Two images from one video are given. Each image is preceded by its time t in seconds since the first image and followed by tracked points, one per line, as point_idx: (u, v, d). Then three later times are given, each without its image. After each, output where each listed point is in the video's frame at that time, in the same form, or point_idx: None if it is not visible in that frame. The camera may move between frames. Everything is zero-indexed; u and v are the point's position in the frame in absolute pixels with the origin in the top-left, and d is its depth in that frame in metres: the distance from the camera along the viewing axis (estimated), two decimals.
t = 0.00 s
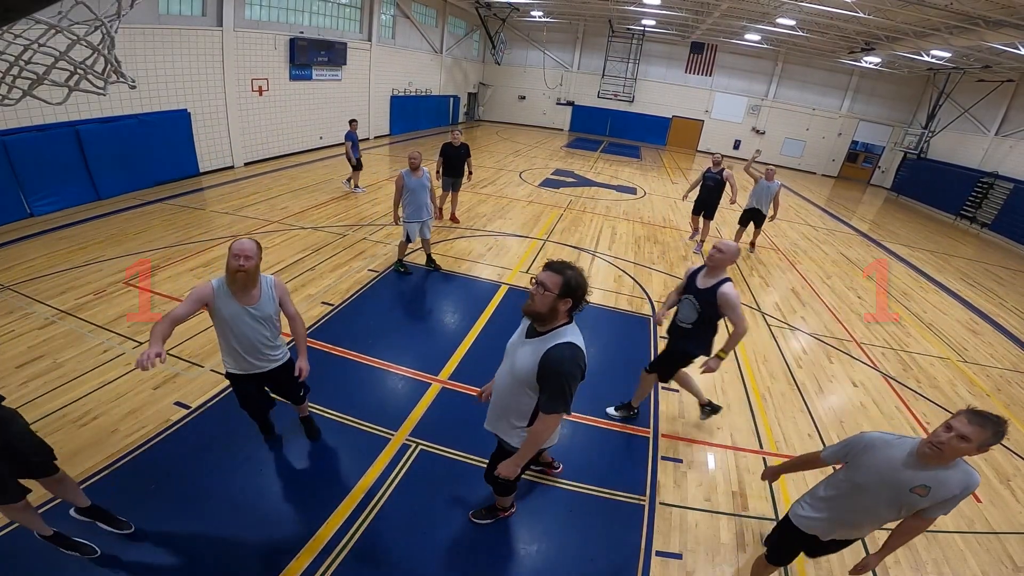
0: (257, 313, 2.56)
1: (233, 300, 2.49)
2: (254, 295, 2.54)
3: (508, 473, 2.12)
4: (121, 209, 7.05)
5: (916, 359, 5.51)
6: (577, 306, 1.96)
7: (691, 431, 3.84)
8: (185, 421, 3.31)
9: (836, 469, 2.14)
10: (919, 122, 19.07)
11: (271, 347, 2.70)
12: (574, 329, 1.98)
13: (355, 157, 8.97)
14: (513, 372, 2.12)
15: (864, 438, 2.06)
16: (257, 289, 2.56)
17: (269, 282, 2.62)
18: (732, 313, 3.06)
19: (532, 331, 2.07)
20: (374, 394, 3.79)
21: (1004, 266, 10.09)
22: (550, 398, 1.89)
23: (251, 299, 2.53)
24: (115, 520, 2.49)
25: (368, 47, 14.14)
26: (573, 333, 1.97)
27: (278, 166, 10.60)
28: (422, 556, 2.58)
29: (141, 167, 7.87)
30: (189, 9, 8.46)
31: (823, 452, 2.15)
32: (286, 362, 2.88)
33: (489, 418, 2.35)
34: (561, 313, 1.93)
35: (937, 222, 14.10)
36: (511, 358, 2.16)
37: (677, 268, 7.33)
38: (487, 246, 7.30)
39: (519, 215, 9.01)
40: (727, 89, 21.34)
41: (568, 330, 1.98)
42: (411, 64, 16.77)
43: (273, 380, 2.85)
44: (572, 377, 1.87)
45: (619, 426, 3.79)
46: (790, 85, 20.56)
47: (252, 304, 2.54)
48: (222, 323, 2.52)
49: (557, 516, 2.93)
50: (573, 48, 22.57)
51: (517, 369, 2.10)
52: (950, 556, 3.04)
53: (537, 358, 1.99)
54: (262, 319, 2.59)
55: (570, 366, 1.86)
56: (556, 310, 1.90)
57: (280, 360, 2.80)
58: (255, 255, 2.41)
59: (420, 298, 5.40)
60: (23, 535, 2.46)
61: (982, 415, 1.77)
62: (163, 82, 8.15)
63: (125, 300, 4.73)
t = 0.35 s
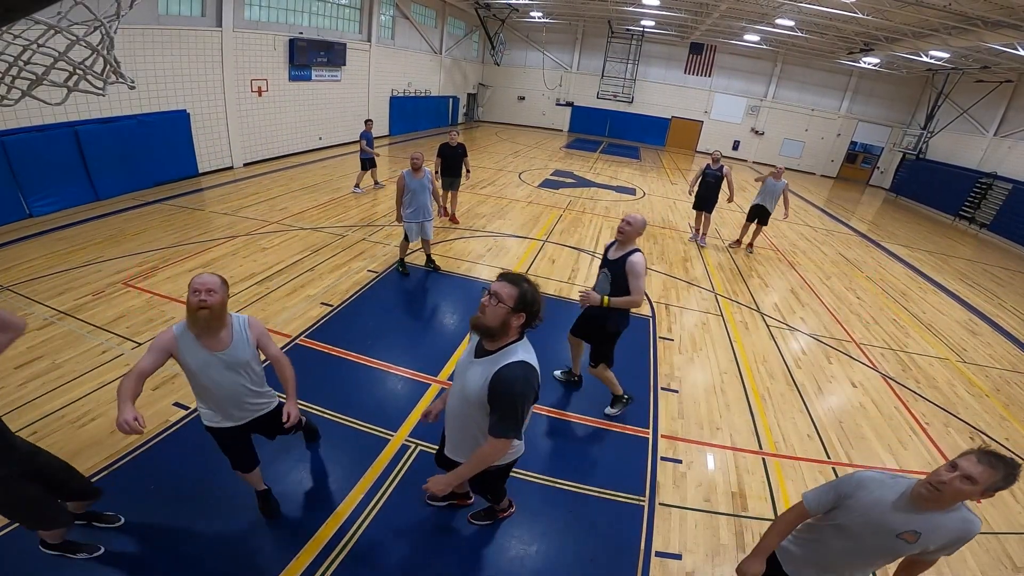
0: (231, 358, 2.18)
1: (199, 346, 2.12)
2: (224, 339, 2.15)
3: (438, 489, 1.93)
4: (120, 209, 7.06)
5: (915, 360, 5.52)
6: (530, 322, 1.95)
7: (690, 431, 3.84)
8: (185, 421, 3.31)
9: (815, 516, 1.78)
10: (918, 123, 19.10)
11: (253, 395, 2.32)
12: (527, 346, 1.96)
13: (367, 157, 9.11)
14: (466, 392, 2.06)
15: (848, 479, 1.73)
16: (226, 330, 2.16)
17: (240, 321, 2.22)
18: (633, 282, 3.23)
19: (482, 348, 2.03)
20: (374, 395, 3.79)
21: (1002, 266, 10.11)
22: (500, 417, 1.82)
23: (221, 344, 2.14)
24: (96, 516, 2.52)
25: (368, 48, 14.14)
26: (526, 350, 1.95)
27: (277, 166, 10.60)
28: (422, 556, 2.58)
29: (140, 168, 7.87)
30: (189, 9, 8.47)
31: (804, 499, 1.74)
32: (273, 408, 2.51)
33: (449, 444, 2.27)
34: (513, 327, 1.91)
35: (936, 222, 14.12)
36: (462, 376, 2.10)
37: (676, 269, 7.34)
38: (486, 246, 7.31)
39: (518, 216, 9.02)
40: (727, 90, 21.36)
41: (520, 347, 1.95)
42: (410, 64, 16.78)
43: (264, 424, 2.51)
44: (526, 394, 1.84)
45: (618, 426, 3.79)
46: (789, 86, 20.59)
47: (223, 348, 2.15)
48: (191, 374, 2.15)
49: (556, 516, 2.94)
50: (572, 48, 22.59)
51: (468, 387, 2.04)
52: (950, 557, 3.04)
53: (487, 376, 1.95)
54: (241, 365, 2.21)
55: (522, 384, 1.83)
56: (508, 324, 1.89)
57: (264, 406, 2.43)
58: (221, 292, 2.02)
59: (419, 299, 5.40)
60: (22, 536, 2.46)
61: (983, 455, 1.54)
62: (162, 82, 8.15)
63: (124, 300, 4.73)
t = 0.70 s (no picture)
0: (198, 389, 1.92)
1: (161, 376, 1.87)
2: (189, 369, 1.89)
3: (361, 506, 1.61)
4: (120, 209, 7.06)
5: (914, 360, 5.53)
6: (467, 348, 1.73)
7: (690, 432, 3.85)
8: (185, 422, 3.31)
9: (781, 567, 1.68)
10: (917, 123, 19.13)
11: (226, 429, 2.06)
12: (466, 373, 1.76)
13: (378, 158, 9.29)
14: (397, 426, 1.80)
15: (819, 529, 1.62)
16: (192, 357, 1.90)
17: (211, 345, 1.96)
18: (575, 265, 3.45)
19: (412, 378, 1.78)
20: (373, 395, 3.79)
21: (1001, 266, 10.13)
22: (445, 451, 1.63)
23: (185, 374, 1.88)
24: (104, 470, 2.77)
25: (368, 48, 14.15)
26: (464, 377, 1.75)
27: (277, 167, 10.61)
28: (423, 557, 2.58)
29: (140, 168, 7.88)
30: (188, 9, 8.48)
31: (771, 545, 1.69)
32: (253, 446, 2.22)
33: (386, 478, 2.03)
34: (449, 355, 1.69)
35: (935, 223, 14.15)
36: (393, 408, 1.83)
37: (676, 269, 7.35)
38: (486, 247, 7.32)
39: (518, 216, 9.03)
40: (726, 90, 21.38)
41: (456, 374, 1.74)
42: (410, 65, 16.78)
43: (232, 473, 2.23)
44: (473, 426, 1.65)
45: (617, 426, 3.80)
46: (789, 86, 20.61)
47: (188, 379, 1.90)
48: (154, 403, 1.94)
49: (556, 516, 2.94)
50: (572, 49, 22.61)
51: (401, 422, 1.78)
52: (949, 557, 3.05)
53: (425, 410, 1.71)
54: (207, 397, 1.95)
55: (468, 415, 1.64)
56: (441, 353, 1.66)
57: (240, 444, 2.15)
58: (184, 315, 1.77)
59: (419, 300, 5.41)
60: (20, 536, 2.45)
61: (969, 517, 1.35)
62: (162, 82, 8.15)
63: (123, 301, 4.73)
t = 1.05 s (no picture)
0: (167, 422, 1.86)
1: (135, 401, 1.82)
2: (164, 401, 1.83)
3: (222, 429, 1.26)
4: (119, 210, 7.06)
5: (914, 360, 5.54)
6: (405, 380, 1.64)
7: (690, 432, 3.85)
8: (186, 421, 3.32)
9: None
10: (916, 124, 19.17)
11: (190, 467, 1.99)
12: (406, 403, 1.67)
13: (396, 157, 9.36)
14: (330, 459, 1.68)
15: (771, 555, 1.65)
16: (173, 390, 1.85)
17: (194, 378, 1.92)
18: (505, 255, 3.45)
19: (347, 409, 1.68)
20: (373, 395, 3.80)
21: (1001, 267, 10.14)
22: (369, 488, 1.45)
23: (159, 405, 1.83)
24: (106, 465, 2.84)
25: (368, 49, 14.16)
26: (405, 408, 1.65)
27: (277, 167, 10.61)
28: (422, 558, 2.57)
29: (140, 169, 7.88)
30: (188, 9, 8.49)
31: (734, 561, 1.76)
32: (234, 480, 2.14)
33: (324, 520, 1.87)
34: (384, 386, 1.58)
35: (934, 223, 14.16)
36: (322, 441, 1.70)
37: (675, 270, 7.36)
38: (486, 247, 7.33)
39: (518, 216, 9.04)
40: (725, 91, 21.39)
41: (395, 406, 1.63)
42: (410, 65, 16.80)
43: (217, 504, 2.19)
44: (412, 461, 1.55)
45: (617, 426, 3.80)
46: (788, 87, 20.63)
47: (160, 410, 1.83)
48: (131, 434, 1.90)
49: (556, 516, 2.95)
50: (571, 49, 22.61)
51: (332, 455, 1.67)
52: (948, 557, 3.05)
53: (359, 442, 1.61)
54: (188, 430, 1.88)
55: (406, 447, 1.53)
56: (375, 382, 1.56)
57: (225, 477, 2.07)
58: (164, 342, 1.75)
59: (420, 300, 5.41)
60: (20, 537, 2.45)
61: (904, 557, 1.25)
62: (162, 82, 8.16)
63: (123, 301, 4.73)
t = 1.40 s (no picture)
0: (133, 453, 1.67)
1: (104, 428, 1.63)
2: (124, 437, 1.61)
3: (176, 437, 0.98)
4: (119, 210, 7.06)
5: (914, 360, 5.54)
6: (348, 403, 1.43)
7: (690, 432, 3.84)
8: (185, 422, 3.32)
9: None
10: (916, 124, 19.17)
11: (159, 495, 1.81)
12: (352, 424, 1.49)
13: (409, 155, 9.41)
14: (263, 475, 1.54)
15: None
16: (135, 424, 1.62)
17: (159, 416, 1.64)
18: (455, 257, 3.33)
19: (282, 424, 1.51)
20: (374, 394, 3.80)
21: (1001, 267, 10.14)
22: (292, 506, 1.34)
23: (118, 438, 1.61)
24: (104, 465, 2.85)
25: (367, 48, 14.16)
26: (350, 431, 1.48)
27: (277, 168, 10.61)
28: (422, 559, 2.57)
29: (140, 169, 7.87)
30: (188, 9, 8.49)
31: None
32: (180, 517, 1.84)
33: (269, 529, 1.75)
34: (315, 407, 1.37)
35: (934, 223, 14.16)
36: (260, 452, 1.58)
37: (675, 270, 7.36)
38: (486, 247, 7.33)
39: (518, 216, 9.04)
40: (726, 91, 21.38)
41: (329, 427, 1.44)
42: (410, 65, 16.80)
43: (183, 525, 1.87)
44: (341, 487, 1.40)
45: (618, 427, 3.80)
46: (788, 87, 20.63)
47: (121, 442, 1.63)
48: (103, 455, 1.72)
49: (556, 516, 2.95)
50: (571, 49, 22.61)
51: (264, 469, 1.54)
52: (949, 557, 3.05)
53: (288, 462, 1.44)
54: (142, 474, 1.65)
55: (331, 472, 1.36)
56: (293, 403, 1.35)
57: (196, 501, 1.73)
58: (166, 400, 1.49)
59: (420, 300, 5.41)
60: (18, 537, 2.44)
61: None
62: (162, 82, 8.15)
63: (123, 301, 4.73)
